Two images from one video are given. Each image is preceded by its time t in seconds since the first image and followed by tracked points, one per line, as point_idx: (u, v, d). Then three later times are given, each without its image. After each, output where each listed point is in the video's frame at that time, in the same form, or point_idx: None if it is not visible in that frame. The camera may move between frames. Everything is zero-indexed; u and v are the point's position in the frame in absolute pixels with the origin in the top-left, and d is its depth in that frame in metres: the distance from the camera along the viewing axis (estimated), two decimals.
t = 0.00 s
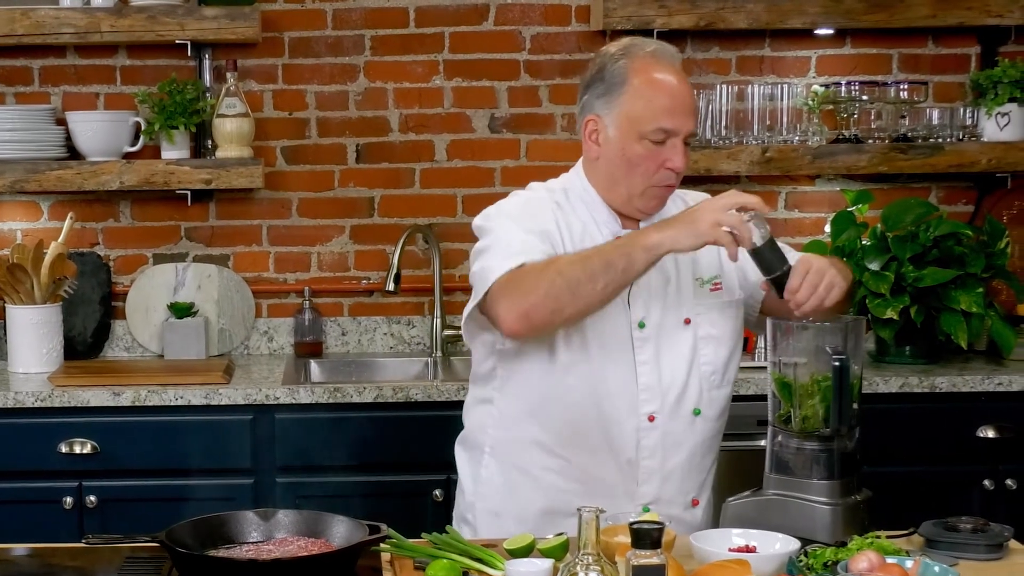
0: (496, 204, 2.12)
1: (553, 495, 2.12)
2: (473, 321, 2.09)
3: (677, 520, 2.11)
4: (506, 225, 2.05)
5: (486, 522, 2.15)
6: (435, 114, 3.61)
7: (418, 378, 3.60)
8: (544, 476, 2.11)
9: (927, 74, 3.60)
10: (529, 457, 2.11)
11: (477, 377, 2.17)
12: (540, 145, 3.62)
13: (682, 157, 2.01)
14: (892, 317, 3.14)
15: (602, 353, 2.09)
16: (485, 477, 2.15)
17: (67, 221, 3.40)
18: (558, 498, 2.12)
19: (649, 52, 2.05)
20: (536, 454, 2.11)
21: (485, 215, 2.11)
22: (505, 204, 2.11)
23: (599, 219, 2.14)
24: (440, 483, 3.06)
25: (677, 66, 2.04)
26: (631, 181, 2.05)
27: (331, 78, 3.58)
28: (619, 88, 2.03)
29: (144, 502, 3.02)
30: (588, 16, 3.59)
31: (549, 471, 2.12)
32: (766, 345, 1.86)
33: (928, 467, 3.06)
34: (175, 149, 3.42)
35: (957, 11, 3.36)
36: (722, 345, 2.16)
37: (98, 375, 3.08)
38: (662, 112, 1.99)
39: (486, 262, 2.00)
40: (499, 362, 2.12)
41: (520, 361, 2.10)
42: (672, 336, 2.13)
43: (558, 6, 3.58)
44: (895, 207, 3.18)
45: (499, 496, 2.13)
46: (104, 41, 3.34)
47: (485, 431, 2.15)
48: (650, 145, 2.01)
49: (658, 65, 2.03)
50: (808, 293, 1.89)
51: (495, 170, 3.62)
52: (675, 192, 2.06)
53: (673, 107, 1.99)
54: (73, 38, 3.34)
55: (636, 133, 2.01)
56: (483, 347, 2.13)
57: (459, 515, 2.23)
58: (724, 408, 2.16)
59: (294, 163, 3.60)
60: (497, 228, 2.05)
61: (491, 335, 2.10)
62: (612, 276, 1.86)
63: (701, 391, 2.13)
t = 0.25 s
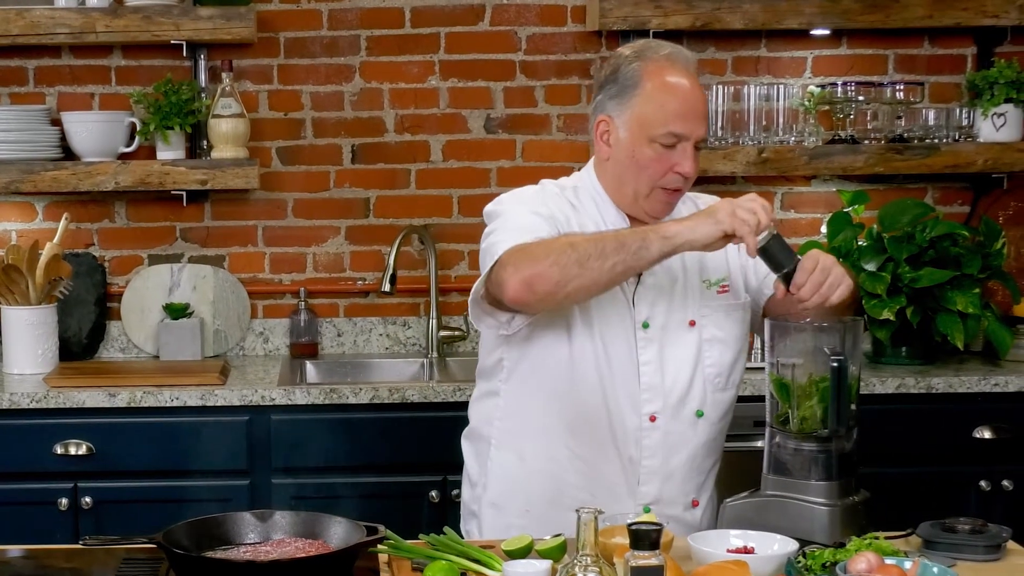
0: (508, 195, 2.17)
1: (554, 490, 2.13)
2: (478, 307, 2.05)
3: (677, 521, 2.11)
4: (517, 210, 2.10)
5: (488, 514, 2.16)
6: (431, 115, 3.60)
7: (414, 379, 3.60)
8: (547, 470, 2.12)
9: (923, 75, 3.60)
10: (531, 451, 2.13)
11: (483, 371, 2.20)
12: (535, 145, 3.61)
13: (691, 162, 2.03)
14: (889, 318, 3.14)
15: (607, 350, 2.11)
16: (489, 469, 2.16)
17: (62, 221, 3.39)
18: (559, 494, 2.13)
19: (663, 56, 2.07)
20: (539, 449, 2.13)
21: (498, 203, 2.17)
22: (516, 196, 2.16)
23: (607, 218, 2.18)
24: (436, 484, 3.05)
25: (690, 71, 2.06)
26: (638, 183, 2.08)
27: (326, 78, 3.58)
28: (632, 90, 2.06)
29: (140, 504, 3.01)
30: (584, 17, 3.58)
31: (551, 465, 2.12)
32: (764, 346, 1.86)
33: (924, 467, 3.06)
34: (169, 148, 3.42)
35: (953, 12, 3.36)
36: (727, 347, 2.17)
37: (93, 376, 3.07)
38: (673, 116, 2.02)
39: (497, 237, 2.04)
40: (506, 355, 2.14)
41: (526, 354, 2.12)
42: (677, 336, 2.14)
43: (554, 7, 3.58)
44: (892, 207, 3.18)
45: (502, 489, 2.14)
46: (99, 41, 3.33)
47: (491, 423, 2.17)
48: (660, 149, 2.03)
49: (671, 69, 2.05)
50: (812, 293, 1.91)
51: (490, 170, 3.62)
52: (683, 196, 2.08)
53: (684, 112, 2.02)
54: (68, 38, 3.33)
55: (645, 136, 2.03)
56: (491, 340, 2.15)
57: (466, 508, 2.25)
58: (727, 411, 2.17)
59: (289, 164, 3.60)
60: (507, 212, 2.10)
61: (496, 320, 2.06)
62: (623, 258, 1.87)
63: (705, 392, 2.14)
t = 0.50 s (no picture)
0: (512, 195, 2.18)
1: (554, 489, 2.13)
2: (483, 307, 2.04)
3: (676, 522, 2.11)
4: (522, 211, 2.10)
5: (489, 511, 2.17)
6: (427, 115, 3.60)
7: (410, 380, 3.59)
8: (547, 468, 2.13)
9: (919, 75, 3.61)
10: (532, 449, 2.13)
11: (487, 369, 2.21)
12: (531, 146, 3.61)
13: (694, 164, 2.03)
14: (885, 318, 3.14)
15: (608, 350, 2.11)
16: (490, 466, 2.17)
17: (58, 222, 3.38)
18: (558, 492, 2.12)
19: (669, 58, 2.07)
20: (539, 447, 2.13)
21: (503, 202, 2.17)
22: (520, 196, 2.16)
23: (610, 219, 2.18)
24: (432, 485, 3.05)
25: (696, 73, 2.05)
26: (641, 184, 2.08)
27: (322, 79, 3.57)
28: (636, 92, 2.06)
29: (135, 505, 3.00)
30: (580, 17, 3.58)
31: (552, 463, 2.13)
32: (761, 347, 1.86)
33: (921, 468, 3.06)
34: (165, 149, 3.42)
35: (949, 12, 3.36)
36: (729, 348, 2.16)
37: (88, 377, 3.06)
38: (677, 119, 2.01)
39: (503, 238, 2.04)
40: (509, 353, 2.14)
41: (527, 353, 2.12)
42: (678, 337, 2.14)
43: (550, 8, 3.57)
44: (888, 208, 3.18)
45: (502, 486, 2.15)
46: (94, 41, 3.32)
47: (493, 420, 2.18)
48: (663, 151, 2.03)
49: (677, 71, 2.04)
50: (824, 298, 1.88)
51: (486, 171, 3.62)
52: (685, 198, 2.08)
53: (688, 115, 2.01)
54: (63, 38, 3.32)
55: (649, 138, 2.03)
56: (495, 338, 2.16)
57: (469, 505, 2.26)
58: (728, 413, 2.17)
59: (285, 164, 3.59)
60: (513, 213, 2.11)
61: (501, 319, 2.05)
62: (630, 261, 1.87)
63: (706, 394, 2.13)
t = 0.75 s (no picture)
0: (514, 195, 2.17)
1: (554, 489, 2.12)
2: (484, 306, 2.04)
3: (675, 523, 2.11)
4: (523, 212, 2.10)
5: (488, 511, 2.16)
6: (422, 116, 3.59)
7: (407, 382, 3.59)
8: (547, 469, 2.12)
9: (916, 77, 3.61)
10: (532, 449, 2.13)
11: (487, 369, 2.21)
12: (527, 147, 3.61)
13: (696, 165, 2.03)
14: (882, 320, 3.14)
15: (609, 350, 2.11)
16: (490, 466, 2.17)
17: (53, 223, 3.37)
18: (558, 493, 2.12)
19: (672, 60, 2.07)
20: (539, 447, 2.13)
21: (504, 203, 2.16)
22: (523, 196, 2.16)
23: (612, 220, 2.17)
24: (428, 487, 3.04)
25: (698, 75, 2.05)
26: (643, 185, 2.08)
27: (317, 80, 3.57)
28: (639, 93, 2.06)
29: (130, 506, 3.00)
30: (576, 18, 3.58)
31: (551, 464, 2.12)
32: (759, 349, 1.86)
33: (917, 470, 3.06)
34: (162, 151, 3.39)
35: (946, 13, 3.36)
36: (729, 350, 2.16)
37: (84, 378, 3.05)
38: (679, 120, 2.02)
39: (502, 238, 2.04)
40: (509, 353, 2.14)
41: (527, 354, 2.12)
42: (678, 338, 2.14)
43: (546, 8, 3.57)
44: (884, 210, 3.19)
45: (502, 486, 2.14)
46: (90, 42, 3.31)
47: (493, 421, 2.17)
48: (664, 152, 2.03)
49: (679, 72, 2.04)
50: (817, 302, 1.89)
51: (482, 172, 3.61)
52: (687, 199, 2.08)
53: (691, 116, 2.02)
54: (58, 39, 3.31)
55: (651, 139, 2.03)
56: (495, 339, 2.15)
57: (468, 505, 2.26)
58: (728, 415, 2.16)
59: (281, 165, 3.59)
60: (513, 214, 2.10)
61: (502, 320, 2.05)
62: (628, 266, 1.87)
63: (706, 395, 2.13)
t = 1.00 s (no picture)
0: (512, 195, 2.17)
1: (552, 490, 2.12)
2: (485, 306, 2.04)
3: (673, 524, 2.11)
4: (521, 213, 2.09)
5: (486, 511, 2.16)
6: (418, 117, 3.59)
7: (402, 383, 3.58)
8: (545, 469, 2.12)
9: (911, 77, 3.61)
10: (530, 450, 2.13)
11: (485, 370, 2.20)
12: (523, 148, 3.61)
13: (693, 164, 2.03)
14: (878, 321, 3.14)
15: (607, 349, 2.10)
16: (488, 466, 2.16)
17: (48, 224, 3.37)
18: (556, 493, 2.12)
19: (669, 58, 2.06)
20: (538, 447, 2.13)
21: (502, 203, 2.16)
22: (521, 196, 2.16)
23: (610, 220, 2.17)
24: (424, 488, 3.04)
25: (696, 74, 2.05)
26: (641, 184, 2.08)
27: (313, 81, 3.57)
28: (636, 91, 2.05)
29: (125, 508, 2.99)
30: (572, 19, 3.58)
31: (550, 464, 2.12)
32: (757, 350, 1.86)
33: (914, 471, 3.06)
34: (155, 151, 3.39)
35: (941, 14, 3.37)
36: (728, 351, 2.16)
37: (79, 380, 3.05)
38: (676, 118, 2.01)
39: (501, 240, 2.03)
40: (507, 354, 2.14)
41: (525, 355, 2.12)
42: (676, 339, 2.14)
43: (542, 9, 3.57)
44: (879, 212, 3.18)
45: (501, 486, 2.14)
46: (85, 43, 3.30)
47: (491, 421, 2.17)
48: (662, 151, 2.03)
49: (676, 71, 2.04)
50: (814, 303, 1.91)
51: (478, 173, 3.61)
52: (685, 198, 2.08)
53: (688, 114, 2.01)
54: (53, 40, 3.30)
55: (648, 138, 2.03)
56: (493, 339, 2.15)
57: (466, 505, 2.26)
58: (727, 416, 2.16)
59: (276, 166, 3.58)
60: (511, 215, 2.10)
61: (501, 321, 2.05)
62: (621, 262, 1.87)
63: (704, 396, 2.13)
